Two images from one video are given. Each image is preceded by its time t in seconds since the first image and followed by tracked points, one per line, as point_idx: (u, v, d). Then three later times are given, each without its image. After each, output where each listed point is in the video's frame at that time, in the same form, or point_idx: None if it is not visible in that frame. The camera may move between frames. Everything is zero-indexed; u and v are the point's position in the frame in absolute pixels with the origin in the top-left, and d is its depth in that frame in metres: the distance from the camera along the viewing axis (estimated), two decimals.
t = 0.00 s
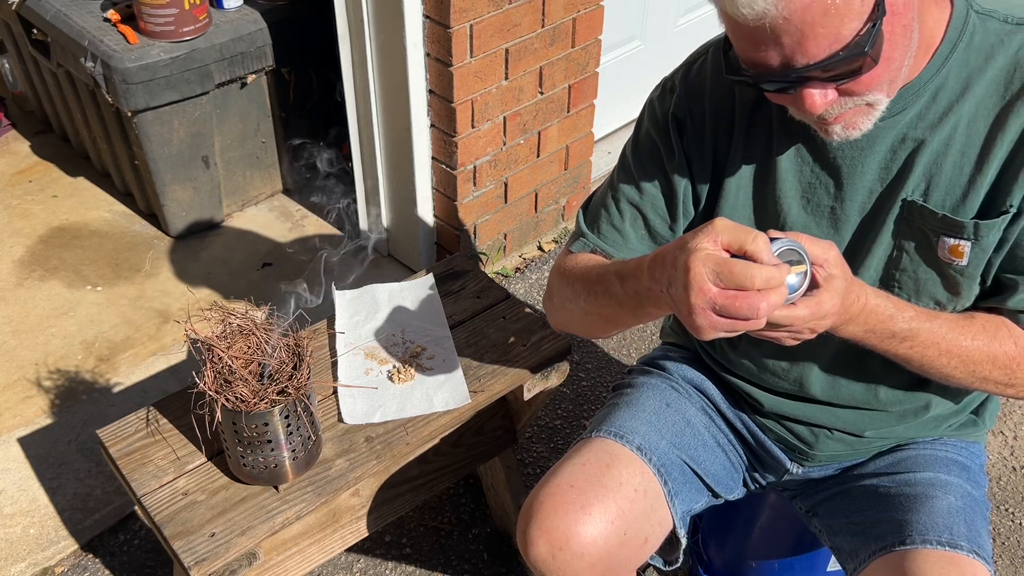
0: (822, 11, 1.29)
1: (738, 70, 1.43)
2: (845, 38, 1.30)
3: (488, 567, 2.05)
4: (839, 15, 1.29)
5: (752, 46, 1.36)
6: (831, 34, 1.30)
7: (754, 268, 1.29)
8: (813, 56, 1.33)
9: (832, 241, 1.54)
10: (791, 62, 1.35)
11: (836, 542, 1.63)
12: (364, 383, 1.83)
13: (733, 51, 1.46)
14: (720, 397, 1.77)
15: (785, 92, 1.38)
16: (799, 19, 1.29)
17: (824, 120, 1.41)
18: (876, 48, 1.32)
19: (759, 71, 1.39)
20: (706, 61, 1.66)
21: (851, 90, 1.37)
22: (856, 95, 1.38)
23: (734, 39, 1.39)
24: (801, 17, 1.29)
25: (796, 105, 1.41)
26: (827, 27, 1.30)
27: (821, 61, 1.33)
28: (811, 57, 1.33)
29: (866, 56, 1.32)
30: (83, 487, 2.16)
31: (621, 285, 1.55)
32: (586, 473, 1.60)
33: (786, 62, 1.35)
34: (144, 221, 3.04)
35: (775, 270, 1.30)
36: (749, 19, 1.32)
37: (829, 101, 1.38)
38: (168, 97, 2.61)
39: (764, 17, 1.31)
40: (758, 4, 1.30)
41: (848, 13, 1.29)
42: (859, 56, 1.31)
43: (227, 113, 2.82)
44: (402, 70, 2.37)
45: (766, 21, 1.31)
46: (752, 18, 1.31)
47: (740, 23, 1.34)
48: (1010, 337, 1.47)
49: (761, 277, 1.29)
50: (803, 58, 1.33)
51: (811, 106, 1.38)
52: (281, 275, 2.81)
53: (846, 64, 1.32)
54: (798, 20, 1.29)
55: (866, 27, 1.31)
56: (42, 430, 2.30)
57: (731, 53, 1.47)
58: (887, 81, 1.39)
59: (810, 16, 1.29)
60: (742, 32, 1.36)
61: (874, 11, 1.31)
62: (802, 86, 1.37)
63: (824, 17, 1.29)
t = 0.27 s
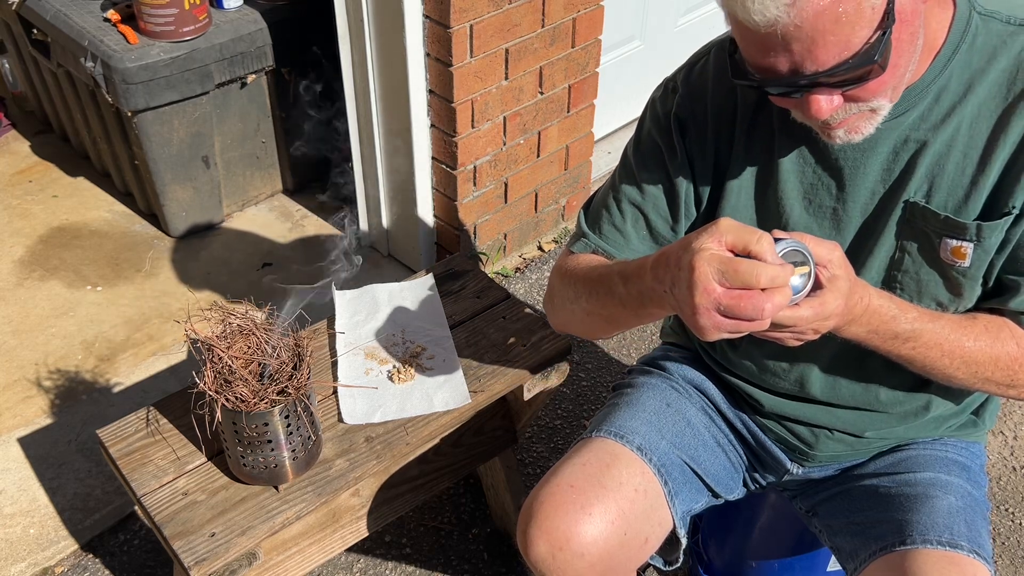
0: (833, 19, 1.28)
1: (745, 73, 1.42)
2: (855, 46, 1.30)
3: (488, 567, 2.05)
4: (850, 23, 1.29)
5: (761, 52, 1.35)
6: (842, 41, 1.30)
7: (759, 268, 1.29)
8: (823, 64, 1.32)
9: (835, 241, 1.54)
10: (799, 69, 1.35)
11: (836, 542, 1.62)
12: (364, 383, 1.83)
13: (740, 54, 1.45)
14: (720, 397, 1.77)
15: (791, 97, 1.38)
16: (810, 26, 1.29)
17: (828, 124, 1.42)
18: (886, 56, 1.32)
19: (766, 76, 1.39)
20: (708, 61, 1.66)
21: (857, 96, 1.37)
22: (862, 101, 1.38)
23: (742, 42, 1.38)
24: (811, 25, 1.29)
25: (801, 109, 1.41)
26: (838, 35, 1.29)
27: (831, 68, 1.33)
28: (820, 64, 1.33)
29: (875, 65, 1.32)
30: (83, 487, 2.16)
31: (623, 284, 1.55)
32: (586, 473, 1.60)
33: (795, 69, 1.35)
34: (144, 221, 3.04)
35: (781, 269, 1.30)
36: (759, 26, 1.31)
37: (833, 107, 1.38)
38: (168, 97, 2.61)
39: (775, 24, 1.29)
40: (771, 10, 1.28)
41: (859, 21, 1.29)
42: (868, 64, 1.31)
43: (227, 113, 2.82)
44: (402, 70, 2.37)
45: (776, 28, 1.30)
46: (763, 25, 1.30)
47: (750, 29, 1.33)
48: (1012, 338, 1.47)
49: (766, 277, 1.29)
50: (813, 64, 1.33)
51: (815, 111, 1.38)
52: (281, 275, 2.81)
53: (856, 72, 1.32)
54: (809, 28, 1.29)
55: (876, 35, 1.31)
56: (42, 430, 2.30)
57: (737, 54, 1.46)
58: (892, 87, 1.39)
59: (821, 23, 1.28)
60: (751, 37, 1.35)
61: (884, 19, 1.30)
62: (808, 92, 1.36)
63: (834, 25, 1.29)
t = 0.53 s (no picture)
0: (846, 19, 1.28)
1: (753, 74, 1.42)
2: (866, 47, 1.31)
3: (488, 567, 2.05)
4: (863, 24, 1.29)
5: (771, 51, 1.35)
6: (854, 42, 1.30)
7: (765, 269, 1.29)
8: (834, 64, 1.32)
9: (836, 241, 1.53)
10: (809, 69, 1.34)
11: (836, 542, 1.62)
12: (364, 383, 1.83)
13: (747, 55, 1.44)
14: (721, 397, 1.77)
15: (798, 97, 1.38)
16: (823, 26, 1.28)
17: (833, 126, 1.41)
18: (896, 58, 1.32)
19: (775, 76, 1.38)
20: (710, 60, 1.66)
21: (864, 97, 1.37)
22: (868, 102, 1.38)
23: (751, 42, 1.38)
24: (825, 24, 1.28)
25: (807, 110, 1.40)
26: (850, 35, 1.29)
27: (841, 69, 1.33)
28: (830, 65, 1.32)
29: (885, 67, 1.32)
30: (83, 487, 2.16)
31: (625, 284, 1.54)
32: (586, 473, 1.60)
33: (805, 69, 1.34)
34: (144, 221, 3.04)
35: (786, 271, 1.30)
36: (772, 24, 1.30)
37: (841, 108, 1.38)
38: (168, 97, 2.61)
39: (788, 22, 1.29)
40: (785, 9, 1.28)
41: (870, 23, 1.29)
42: (878, 65, 1.31)
43: (227, 113, 2.82)
44: (402, 70, 2.37)
45: (789, 27, 1.30)
46: (776, 23, 1.30)
47: (761, 27, 1.32)
48: (1013, 338, 1.47)
49: (772, 279, 1.29)
50: (824, 65, 1.33)
51: (823, 112, 1.38)
52: (281, 275, 2.81)
53: (868, 72, 1.32)
54: (822, 27, 1.28)
55: (886, 37, 1.31)
56: (43, 430, 2.30)
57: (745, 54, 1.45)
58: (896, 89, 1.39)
59: (834, 23, 1.28)
60: (761, 36, 1.34)
61: (895, 22, 1.31)
62: (816, 92, 1.36)
63: (847, 25, 1.28)
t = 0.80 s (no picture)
0: (888, 21, 1.28)
1: (772, 61, 1.39)
2: (897, 50, 1.32)
3: (488, 567, 2.05)
4: (900, 28, 1.30)
5: (806, 39, 1.33)
6: (889, 43, 1.31)
7: (767, 270, 1.29)
8: (863, 63, 1.32)
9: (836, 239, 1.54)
10: (837, 65, 1.33)
11: (836, 542, 1.63)
12: (364, 383, 1.83)
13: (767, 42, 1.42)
14: (720, 397, 1.77)
15: (815, 90, 1.36)
16: (867, 22, 1.28)
17: (835, 123, 1.40)
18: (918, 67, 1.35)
19: (798, 66, 1.36)
20: (709, 59, 1.66)
21: (874, 98, 1.37)
22: (875, 104, 1.38)
23: (782, 28, 1.35)
24: (869, 22, 1.28)
25: (818, 105, 1.39)
26: (886, 36, 1.30)
27: (866, 68, 1.33)
28: (860, 63, 1.32)
29: (908, 75, 1.34)
30: (83, 487, 2.16)
31: (625, 283, 1.54)
32: (585, 472, 1.60)
33: (833, 63, 1.33)
34: (144, 221, 3.04)
35: (786, 272, 1.30)
36: (819, 13, 1.28)
37: (852, 106, 1.37)
38: (168, 97, 2.61)
39: (833, 13, 1.27)
40: None
41: (905, 28, 1.30)
42: (903, 71, 1.33)
43: (227, 113, 2.82)
44: (402, 70, 2.37)
45: (832, 18, 1.28)
46: (823, 11, 1.27)
47: (804, 14, 1.30)
48: (1011, 336, 1.47)
49: (773, 279, 1.29)
50: (854, 62, 1.32)
51: (835, 108, 1.36)
52: (281, 275, 2.81)
53: (892, 76, 1.33)
54: (865, 24, 1.28)
55: (913, 45, 1.33)
56: (42, 430, 2.30)
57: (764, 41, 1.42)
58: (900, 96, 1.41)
59: (879, 23, 1.28)
60: (799, 23, 1.32)
61: (922, 33, 1.34)
62: (834, 87, 1.35)
63: (888, 26, 1.29)
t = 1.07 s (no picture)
0: (914, 20, 1.29)
1: (791, 53, 1.38)
2: (919, 50, 1.32)
3: (488, 567, 2.05)
4: (924, 28, 1.30)
5: (832, 33, 1.32)
6: (912, 44, 1.31)
7: (772, 274, 1.29)
8: (886, 61, 1.32)
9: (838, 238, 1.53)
10: (859, 61, 1.33)
11: (836, 542, 1.62)
12: (364, 383, 1.83)
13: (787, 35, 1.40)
14: (721, 397, 1.77)
15: (833, 86, 1.35)
16: (894, 20, 1.28)
17: (845, 120, 1.39)
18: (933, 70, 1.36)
19: (818, 60, 1.35)
20: (711, 57, 1.66)
21: (887, 98, 1.37)
22: (886, 104, 1.38)
23: (806, 20, 1.34)
24: (898, 20, 1.28)
25: (832, 101, 1.38)
26: (910, 36, 1.30)
27: (886, 67, 1.32)
28: (882, 61, 1.32)
29: (925, 76, 1.34)
30: (83, 487, 2.16)
31: (627, 282, 1.54)
32: (585, 472, 1.60)
33: (856, 60, 1.33)
34: (144, 221, 3.04)
35: (792, 274, 1.30)
36: (850, 7, 1.27)
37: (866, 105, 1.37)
38: (168, 97, 2.61)
39: (863, 8, 1.27)
40: None
41: (928, 30, 1.31)
42: (922, 72, 1.34)
43: (227, 113, 2.82)
44: (402, 70, 2.36)
45: (861, 13, 1.27)
46: (856, 6, 1.27)
47: (833, 8, 1.29)
48: (1012, 335, 1.47)
49: (779, 283, 1.29)
50: (877, 60, 1.32)
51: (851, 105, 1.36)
52: (281, 275, 2.80)
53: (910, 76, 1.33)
54: (894, 21, 1.28)
55: (933, 47, 1.34)
56: (42, 430, 2.30)
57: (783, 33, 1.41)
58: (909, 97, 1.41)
59: (906, 21, 1.28)
60: (827, 16, 1.30)
61: (942, 36, 1.34)
62: (853, 84, 1.34)
63: (914, 26, 1.29)
